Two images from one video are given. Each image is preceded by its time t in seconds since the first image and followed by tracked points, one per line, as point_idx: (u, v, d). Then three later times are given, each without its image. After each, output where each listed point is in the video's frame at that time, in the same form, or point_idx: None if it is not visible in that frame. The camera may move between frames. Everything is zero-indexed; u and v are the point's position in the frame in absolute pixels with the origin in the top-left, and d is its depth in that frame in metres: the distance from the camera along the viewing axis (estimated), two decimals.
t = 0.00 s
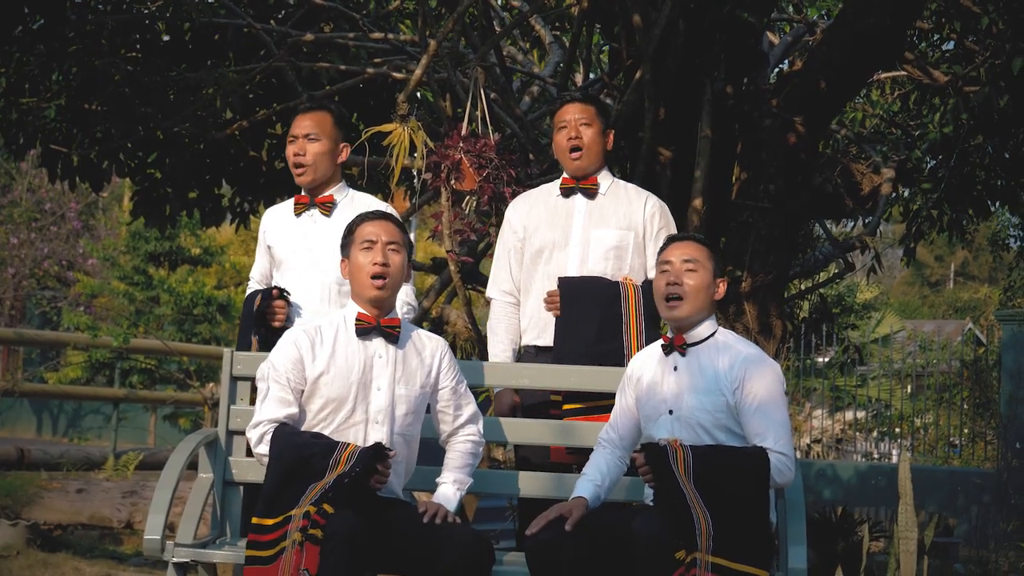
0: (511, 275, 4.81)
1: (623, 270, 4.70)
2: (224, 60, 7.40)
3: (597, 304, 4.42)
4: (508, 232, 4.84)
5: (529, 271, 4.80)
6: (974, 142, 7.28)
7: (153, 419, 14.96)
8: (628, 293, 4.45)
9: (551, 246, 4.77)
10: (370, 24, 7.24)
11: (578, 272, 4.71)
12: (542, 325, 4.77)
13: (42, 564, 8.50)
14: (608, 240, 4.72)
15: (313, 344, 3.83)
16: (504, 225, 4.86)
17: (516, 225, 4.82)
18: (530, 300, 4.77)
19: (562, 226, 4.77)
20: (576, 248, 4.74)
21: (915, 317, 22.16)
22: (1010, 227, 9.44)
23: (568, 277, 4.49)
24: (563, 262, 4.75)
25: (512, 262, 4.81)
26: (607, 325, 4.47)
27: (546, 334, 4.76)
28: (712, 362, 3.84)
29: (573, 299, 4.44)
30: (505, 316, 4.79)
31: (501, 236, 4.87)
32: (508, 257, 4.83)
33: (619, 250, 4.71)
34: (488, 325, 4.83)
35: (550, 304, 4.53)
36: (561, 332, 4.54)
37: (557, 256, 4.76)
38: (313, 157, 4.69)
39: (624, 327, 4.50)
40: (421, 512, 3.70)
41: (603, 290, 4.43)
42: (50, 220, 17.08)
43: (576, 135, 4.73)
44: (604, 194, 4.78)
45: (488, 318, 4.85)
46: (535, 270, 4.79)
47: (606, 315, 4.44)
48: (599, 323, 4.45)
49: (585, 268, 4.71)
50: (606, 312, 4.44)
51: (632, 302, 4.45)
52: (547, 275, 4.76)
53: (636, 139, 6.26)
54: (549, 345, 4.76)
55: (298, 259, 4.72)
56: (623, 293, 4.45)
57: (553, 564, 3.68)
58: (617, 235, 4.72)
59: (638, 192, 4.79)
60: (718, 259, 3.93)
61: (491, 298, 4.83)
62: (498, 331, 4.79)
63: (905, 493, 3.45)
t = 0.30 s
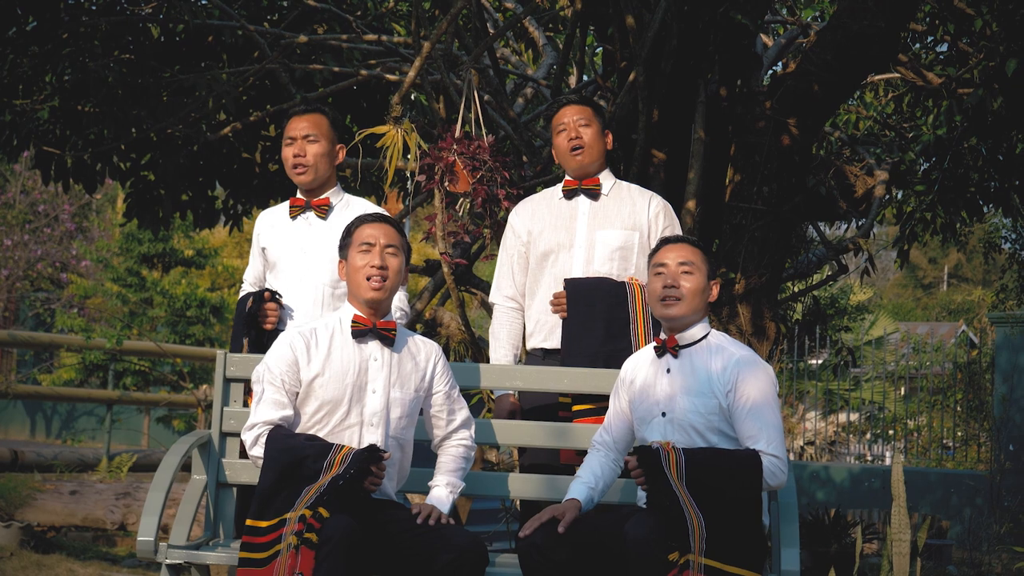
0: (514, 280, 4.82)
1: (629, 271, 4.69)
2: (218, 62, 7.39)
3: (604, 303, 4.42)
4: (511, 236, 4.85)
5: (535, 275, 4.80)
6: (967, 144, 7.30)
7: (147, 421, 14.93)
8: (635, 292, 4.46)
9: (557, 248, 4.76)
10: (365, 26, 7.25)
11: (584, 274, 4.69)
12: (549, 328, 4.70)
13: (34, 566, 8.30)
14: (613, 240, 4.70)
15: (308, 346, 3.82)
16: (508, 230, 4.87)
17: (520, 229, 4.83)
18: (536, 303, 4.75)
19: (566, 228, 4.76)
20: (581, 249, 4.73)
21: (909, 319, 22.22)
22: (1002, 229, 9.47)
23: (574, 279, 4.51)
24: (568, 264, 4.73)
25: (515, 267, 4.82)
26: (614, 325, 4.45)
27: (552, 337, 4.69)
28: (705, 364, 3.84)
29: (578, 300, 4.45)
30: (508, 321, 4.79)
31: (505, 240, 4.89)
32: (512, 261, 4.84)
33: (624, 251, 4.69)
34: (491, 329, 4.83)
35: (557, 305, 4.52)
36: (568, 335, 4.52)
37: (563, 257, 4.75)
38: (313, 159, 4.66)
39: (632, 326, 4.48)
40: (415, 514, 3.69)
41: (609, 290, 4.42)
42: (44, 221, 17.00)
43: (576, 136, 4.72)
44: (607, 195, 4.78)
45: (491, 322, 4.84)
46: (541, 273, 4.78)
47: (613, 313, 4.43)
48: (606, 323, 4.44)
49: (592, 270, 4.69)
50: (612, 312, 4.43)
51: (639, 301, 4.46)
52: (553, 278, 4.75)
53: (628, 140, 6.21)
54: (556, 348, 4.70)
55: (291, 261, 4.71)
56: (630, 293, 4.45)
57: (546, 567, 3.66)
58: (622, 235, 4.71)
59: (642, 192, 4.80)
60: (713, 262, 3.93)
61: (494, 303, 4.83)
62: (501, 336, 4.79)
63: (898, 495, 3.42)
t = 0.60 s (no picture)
0: (518, 284, 4.80)
1: (633, 271, 4.71)
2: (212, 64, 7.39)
3: (611, 304, 4.41)
4: (514, 240, 4.83)
5: (539, 280, 4.79)
6: (960, 146, 7.31)
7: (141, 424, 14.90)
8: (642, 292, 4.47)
9: (560, 251, 4.76)
10: (359, 28, 7.25)
11: (589, 276, 4.70)
12: (555, 331, 4.72)
13: (27, 568, 8.23)
14: (616, 242, 4.72)
15: (301, 350, 3.82)
16: (510, 234, 4.86)
17: (522, 233, 4.82)
18: (540, 306, 4.75)
19: (568, 230, 4.76)
20: (585, 251, 4.73)
21: (904, 321, 22.25)
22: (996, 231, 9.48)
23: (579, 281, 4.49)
24: (572, 267, 4.74)
25: (519, 271, 4.81)
26: (622, 328, 4.44)
27: (558, 340, 4.71)
28: (698, 366, 3.84)
29: (583, 304, 4.42)
30: (514, 325, 4.78)
31: (507, 245, 4.86)
32: (515, 265, 4.81)
33: (628, 252, 4.71)
34: (496, 334, 4.81)
35: (562, 308, 4.51)
36: (575, 339, 4.51)
37: (566, 260, 4.75)
38: (315, 159, 4.66)
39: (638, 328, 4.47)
40: (408, 513, 3.70)
41: (615, 291, 4.43)
42: (38, 224, 16.95)
43: (576, 138, 4.72)
44: (608, 196, 4.78)
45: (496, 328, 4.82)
46: (545, 276, 4.78)
47: (620, 316, 4.42)
48: (614, 325, 4.43)
49: (596, 271, 4.70)
50: (620, 314, 4.43)
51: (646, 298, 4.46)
52: (558, 281, 4.76)
53: (622, 142, 6.24)
54: (562, 350, 4.72)
55: (287, 262, 4.71)
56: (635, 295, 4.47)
57: (539, 569, 3.67)
58: (625, 237, 4.72)
59: (643, 193, 4.81)
60: (706, 263, 3.93)
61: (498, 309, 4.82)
62: (507, 341, 4.77)
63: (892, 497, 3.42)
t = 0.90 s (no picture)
0: (517, 286, 4.79)
1: (631, 274, 4.71)
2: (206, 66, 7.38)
3: (610, 308, 4.41)
4: (512, 242, 4.82)
5: (536, 280, 4.79)
6: (955, 149, 7.32)
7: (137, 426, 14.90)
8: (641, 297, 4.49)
9: (558, 254, 4.76)
10: (353, 30, 7.24)
11: (587, 279, 4.70)
12: (553, 334, 4.73)
13: (22, 570, 8.19)
14: (615, 245, 4.72)
15: (296, 352, 3.81)
16: (508, 236, 4.85)
17: (521, 235, 4.81)
18: (537, 308, 4.75)
19: (567, 233, 4.76)
20: (583, 254, 4.73)
21: (899, 324, 22.29)
22: (990, 234, 9.49)
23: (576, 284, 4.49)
24: (571, 269, 4.74)
25: (517, 272, 4.80)
26: (619, 331, 4.43)
27: (556, 343, 4.73)
28: (694, 368, 3.84)
29: (580, 308, 4.43)
30: (512, 328, 4.75)
31: (505, 246, 4.86)
32: (513, 267, 4.81)
33: (626, 255, 4.72)
34: (495, 335, 4.79)
35: (560, 311, 4.50)
36: (575, 342, 4.51)
37: (565, 263, 4.75)
38: (320, 163, 4.67)
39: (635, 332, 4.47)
40: (404, 519, 3.70)
41: (613, 294, 4.43)
42: (32, 226, 16.92)
43: (578, 142, 4.71)
44: (608, 199, 4.78)
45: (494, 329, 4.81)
46: (543, 278, 4.78)
47: (617, 319, 4.42)
48: (611, 329, 4.42)
49: (594, 274, 4.71)
50: (618, 317, 4.43)
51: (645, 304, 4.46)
52: (556, 283, 4.76)
53: (616, 145, 6.25)
54: (558, 353, 4.75)
55: (285, 265, 4.71)
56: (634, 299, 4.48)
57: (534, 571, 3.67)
58: (624, 240, 4.72)
59: (642, 196, 4.81)
60: (697, 264, 3.93)
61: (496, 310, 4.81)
62: (505, 342, 4.75)
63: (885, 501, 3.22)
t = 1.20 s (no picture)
0: (511, 284, 4.79)
1: (624, 276, 4.72)
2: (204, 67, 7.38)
3: (604, 310, 4.42)
4: (507, 241, 4.82)
5: (530, 279, 4.78)
6: (952, 151, 7.32)
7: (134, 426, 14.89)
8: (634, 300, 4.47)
9: (553, 253, 4.76)
10: (351, 31, 7.24)
11: (581, 279, 4.70)
12: (545, 334, 4.73)
13: (18, 570, 8.17)
14: (610, 246, 4.72)
15: (296, 352, 3.81)
16: (503, 234, 4.84)
17: (516, 234, 4.80)
18: (531, 308, 4.74)
19: (562, 233, 4.76)
20: (578, 254, 4.73)
21: (896, 326, 22.29)
22: (987, 235, 9.50)
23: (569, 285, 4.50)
24: (565, 269, 4.73)
25: (511, 271, 4.80)
26: (612, 333, 4.44)
27: (548, 342, 4.73)
28: (691, 369, 3.84)
29: (575, 307, 4.42)
30: (505, 327, 4.75)
31: (500, 244, 4.85)
32: (507, 266, 4.81)
33: (620, 256, 4.72)
34: (488, 334, 4.78)
35: (552, 311, 4.50)
36: (568, 341, 4.49)
37: (559, 263, 4.74)
38: (326, 168, 4.66)
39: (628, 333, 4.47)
40: (401, 519, 3.69)
41: (607, 296, 4.44)
42: (30, 226, 16.90)
43: (575, 141, 4.71)
44: (604, 200, 4.78)
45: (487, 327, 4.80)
46: (537, 278, 4.77)
47: (611, 320, 4.43)
48: (604, 331, 4.43)
49: (588, 275, 4.70)
50: (611, 319, 4.43)
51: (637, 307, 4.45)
52: (549, 283, 4.75)
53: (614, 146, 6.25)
54: (551, 353, 4.73)
55: (286, 266, 4.71)
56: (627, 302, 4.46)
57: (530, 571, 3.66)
58: (619, 241, 4.73)
59: (638, 198, 4.82)
60: (695, 264, 3.93)
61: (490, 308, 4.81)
62: (498, 341, 4.74)
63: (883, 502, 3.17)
